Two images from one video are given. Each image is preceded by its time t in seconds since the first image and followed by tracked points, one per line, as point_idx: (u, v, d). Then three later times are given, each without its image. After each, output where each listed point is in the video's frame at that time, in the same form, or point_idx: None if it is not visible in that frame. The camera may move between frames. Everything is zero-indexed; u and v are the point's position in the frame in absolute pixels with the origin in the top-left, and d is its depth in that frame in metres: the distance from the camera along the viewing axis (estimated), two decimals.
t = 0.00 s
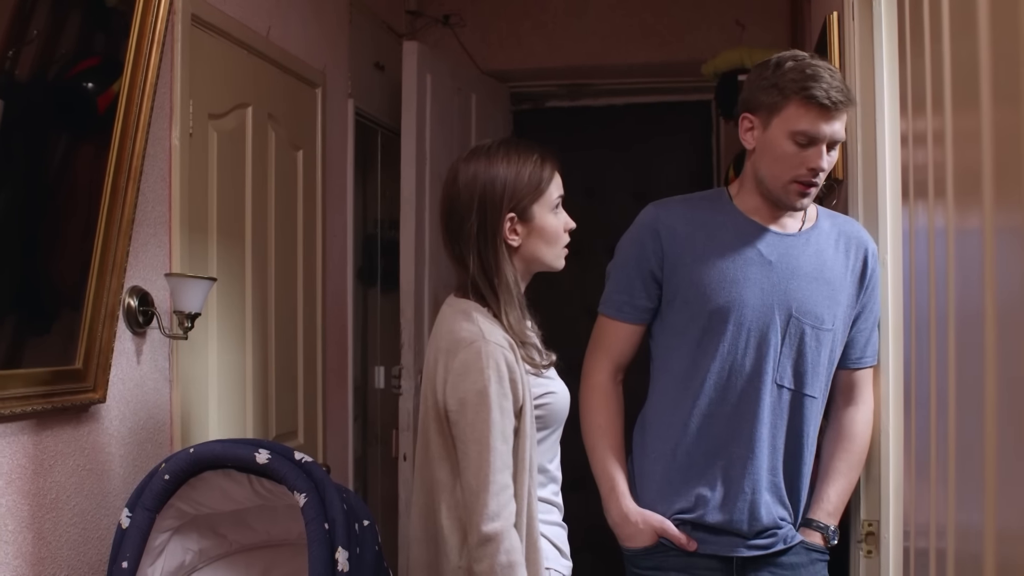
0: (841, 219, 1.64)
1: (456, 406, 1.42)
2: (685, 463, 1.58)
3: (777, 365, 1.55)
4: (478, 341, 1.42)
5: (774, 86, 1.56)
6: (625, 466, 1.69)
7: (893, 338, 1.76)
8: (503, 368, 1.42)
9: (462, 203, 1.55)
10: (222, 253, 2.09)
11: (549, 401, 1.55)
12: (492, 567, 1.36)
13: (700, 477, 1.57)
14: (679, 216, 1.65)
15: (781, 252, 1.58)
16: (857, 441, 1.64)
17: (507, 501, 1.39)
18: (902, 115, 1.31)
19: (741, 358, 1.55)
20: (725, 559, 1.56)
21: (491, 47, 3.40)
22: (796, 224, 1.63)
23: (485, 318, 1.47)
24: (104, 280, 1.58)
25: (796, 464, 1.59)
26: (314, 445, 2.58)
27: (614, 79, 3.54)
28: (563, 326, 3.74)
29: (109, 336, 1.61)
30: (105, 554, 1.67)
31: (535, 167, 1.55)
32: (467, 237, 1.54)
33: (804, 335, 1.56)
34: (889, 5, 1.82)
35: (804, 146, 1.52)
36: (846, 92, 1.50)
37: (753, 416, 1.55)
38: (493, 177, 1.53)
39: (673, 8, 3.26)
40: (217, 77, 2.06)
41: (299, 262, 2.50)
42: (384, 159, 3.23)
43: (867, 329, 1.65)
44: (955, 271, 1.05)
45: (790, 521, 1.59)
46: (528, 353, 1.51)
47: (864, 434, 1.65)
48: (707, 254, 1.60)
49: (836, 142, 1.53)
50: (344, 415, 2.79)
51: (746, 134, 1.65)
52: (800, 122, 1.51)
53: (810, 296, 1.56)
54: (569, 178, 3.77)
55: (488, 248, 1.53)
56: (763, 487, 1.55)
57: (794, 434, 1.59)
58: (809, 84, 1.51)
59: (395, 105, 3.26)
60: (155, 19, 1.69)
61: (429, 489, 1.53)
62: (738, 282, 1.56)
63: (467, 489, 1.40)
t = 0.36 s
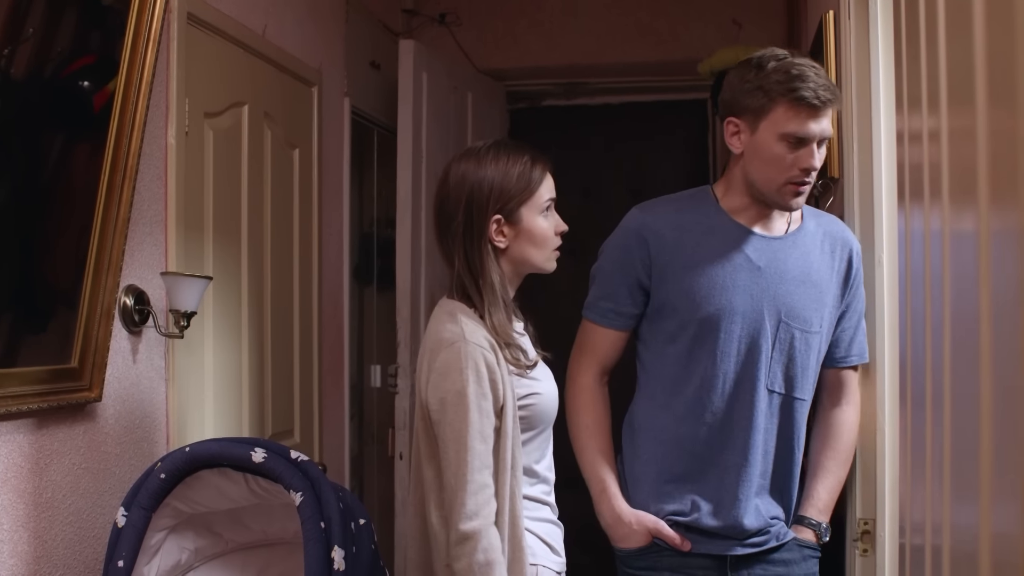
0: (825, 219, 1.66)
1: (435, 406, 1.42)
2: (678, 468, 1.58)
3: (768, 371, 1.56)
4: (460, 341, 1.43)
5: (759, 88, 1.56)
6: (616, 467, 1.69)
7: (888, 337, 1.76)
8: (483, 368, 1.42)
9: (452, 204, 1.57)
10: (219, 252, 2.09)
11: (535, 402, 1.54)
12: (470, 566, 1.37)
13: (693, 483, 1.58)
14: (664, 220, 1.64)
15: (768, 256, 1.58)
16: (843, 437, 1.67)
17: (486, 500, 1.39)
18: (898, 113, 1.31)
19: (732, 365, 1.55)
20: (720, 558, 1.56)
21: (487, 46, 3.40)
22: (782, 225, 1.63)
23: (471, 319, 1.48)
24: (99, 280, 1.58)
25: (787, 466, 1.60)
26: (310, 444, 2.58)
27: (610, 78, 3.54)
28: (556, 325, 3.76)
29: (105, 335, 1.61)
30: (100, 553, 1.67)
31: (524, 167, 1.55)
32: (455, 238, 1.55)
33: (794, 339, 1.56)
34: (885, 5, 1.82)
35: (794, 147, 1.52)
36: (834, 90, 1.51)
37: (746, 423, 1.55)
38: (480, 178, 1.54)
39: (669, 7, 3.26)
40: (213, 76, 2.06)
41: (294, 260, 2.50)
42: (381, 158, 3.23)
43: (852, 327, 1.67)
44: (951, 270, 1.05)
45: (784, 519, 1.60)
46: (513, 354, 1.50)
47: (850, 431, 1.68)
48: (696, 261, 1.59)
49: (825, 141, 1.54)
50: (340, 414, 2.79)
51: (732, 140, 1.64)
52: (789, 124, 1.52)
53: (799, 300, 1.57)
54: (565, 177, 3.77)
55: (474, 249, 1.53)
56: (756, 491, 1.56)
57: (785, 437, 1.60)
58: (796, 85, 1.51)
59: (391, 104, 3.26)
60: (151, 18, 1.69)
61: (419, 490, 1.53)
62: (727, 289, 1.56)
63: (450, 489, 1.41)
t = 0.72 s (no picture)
0: (816, 216, 1.67)
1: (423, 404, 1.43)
2: (681, 468, 1.59)
3: (768, 369, 1.56)
4: (448, 340, 1.43)
5: (738, 87, 1.58)
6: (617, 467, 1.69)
7: (884, 334, 1.76)
8: (471, 367, 1.42)
9: (443, 202, 1.57)
10: (215, 249, 2.09)
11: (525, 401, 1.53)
12: (457, 565, 1.38)
13: (697, 482, 1.58)
14: (655, 225, 1.64)
15: (761, 255, 1.58)
16: (836, 428, 1.71)
17: (473, 499, 1.39)
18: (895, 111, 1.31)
19: (731, 364, 1.56)
20: (725, 553, 1.56)
21: (484, 43, 3.39)
22: (774, 223, 1.64)
23: (461, 318, 1.48)
24: (96, 279, 1.58)
25: (790, 463, 1.61)
26: (307, 442, 2.58)
27: (606, 76, 3.54)
28: (552, 323, 3.76)
29: (101, 333, 1.61)
30: (97, 551, 1.67)
31: (516, 165, 1.55)
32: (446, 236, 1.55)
33: (791, 336, 1.57)
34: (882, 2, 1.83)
35: (780, 139, 1.53)
36: (811, 78, 1.54)
37: (747, 422, 1.55)
38: (471, 175, 1.54)
39: (667, 6, 3.26)
40: (210, 74, 2.06)
41: (291, 258, 2.49)
42: (377, 155, 3.23)
43: (843, 323, 1.69)
44: (948, 270, 1.05)
45: (786, 513, 1.61)
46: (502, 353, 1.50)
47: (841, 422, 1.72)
48: (690, 265, 1.59)
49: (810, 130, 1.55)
50: (337, 411, 2.79)
51: (718, 144, 1.65)
52: (772, 115, 1.54)
53: (794, 297, 1.57)
54: (562, 175, 3.77)
55: (466, 247, 1.53)
56: (759, 489, 1.56)
57: (787, 432, 1.60)
58: (775, 77, 1.54)
59: (388, 101, 3.25)
60: (146, 16, 1.69)
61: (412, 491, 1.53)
62: (722, 290, 1.56)
63: (437, 486, 1.41)
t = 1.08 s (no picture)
0: (823, 217, 1.66)
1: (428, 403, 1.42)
2: (684, 464, 1.59)
3: (769, 365, 1.57)
4: (451, 337, 1.43)
5: (763, 82, 1.58)
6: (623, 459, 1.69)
7: (883, 332, 1.76)
8: (475, 364, 1.42)
9: (442, 196, 1.56)
10: (213, 247, 2.08)
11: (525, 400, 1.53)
12: (463, 565, 1.37)
13: (700, 477, 1.58)
14: (661, 224, 1.65)
15: (765, 254, 1.59)
16: (833, 430, 1.71)
17: (478, 499, 1.39)
18: (892, 109, 1.32)
19: (734, 360, 1.56)
20: (725, 548, 1.57)
21: (482, 41, 3.39)
22: (781, 223, 1.64)
23: (462, 316, 1.48)
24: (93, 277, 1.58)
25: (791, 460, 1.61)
26: (304, 440, 2.58)
27: (604, 74, 3.54)
28: (550, 320, 3.76)
29: (99, 331, 1.61)
30: (94, 549, 1.67)
31: (518, 161, 1.56)
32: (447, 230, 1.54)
33: (793, 334, 1.57)
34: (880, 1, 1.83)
35: (798, 137, 1.54)
36: (835, 81, 1.54)
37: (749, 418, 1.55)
38: (473, 170, 1.53)
39: (665, 3, 3.26)
40: (208, 71, 2.06)
41: (288, 256, 2.49)
42: (375, 153, 3.23)
43: (845, 325, 1.69)
44: (945, 269, 1.06)
45: (787, 512, 1.61)
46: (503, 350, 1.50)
47: (838, 424, 1.71)
48: (694, 261, 1.60)
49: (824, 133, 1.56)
50: (334, 409, 2.79)
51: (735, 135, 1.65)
52: (793, 113, 1.54)
53: (798, 295, 1.58)
54: (560, 173, 3.77)
55: (467, 241, 1.53)
56: (761, 485, 1.56)
57: (788, 430, 1.61)
58: (800, 76, 1.53)
59: (385, 99, 3.25)
60: (144, 13, 1.68)
61: (409, 489, 1.53)
62: (725, 287, 1.57)
63: (443, 486, 1.40)
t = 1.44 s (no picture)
0: (816, 215, 1.67)
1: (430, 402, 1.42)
2: (678, 461, 1.59)
3: (762, 362, 1.57)
4: (454, 335, 1.43)
5: (764, 93, 1.55)
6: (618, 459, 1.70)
7: (880, 329, 1.77)
8: (479, 362, 1.42)
9: (442, 193, 1.55)
10: (211, 245, 2.08)
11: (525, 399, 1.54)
12: (466, 565, 1.37)
13: (694, 474, 1.58)
14: (655, 221, 1.66)
15: (758, 251, 1.59)
16: (830, 428, 1.71)
17: (482, 498, 1.40)
18: (891, 107, 1.31)
19: (727, 356, 1.56)
20: (720, 546, 1.56)
21: (479, 38, 3.39)
22: (774, 221, 1.64)
23: (463, 313, 1.48)
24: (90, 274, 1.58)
25: (786, 457, 1.62)
26: (302, 436, 2.58)
27: (602, 71, 3.54)
28: (548, 317, 3.76)
29: (96, 329, 1.61)
30: (92, 546, 1.67)
31: (518, 158, 1.56)
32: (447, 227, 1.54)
33: (787, 331, 1.58)
34: None
35: (790, 155, 1.53)
36: (836, 102, 1.51)
37: (742, 414, 1.56)
38: (474, 167, 1.53)
39: None
40: (205, 68, 2.05)
41: (286, 253, 2.49)
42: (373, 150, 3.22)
43: (839, 322, 1.71)
44: (942, 268, 1.06)
45: (782, 509, 1.61)
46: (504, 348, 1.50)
47: (835, 422, 1.72)
48: (688, 258, 1.60)
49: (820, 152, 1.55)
50: (332, 405, 2.79)
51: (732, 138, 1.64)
52: (790, 131, 1.52)
53: (790, 292, 1.58)
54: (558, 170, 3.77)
55: (467, 239, 1.53)
56: (755, 481, 1.56)
57: (783, 428, 1.61)
58: (800, 95, 1.50)
59: (383, 96, 3.25)
60: (141, 10, 1.68)
61: (407, 486, 1.53)
62: (718, 283, 1.57)
63: (444, 485, 1.40)
